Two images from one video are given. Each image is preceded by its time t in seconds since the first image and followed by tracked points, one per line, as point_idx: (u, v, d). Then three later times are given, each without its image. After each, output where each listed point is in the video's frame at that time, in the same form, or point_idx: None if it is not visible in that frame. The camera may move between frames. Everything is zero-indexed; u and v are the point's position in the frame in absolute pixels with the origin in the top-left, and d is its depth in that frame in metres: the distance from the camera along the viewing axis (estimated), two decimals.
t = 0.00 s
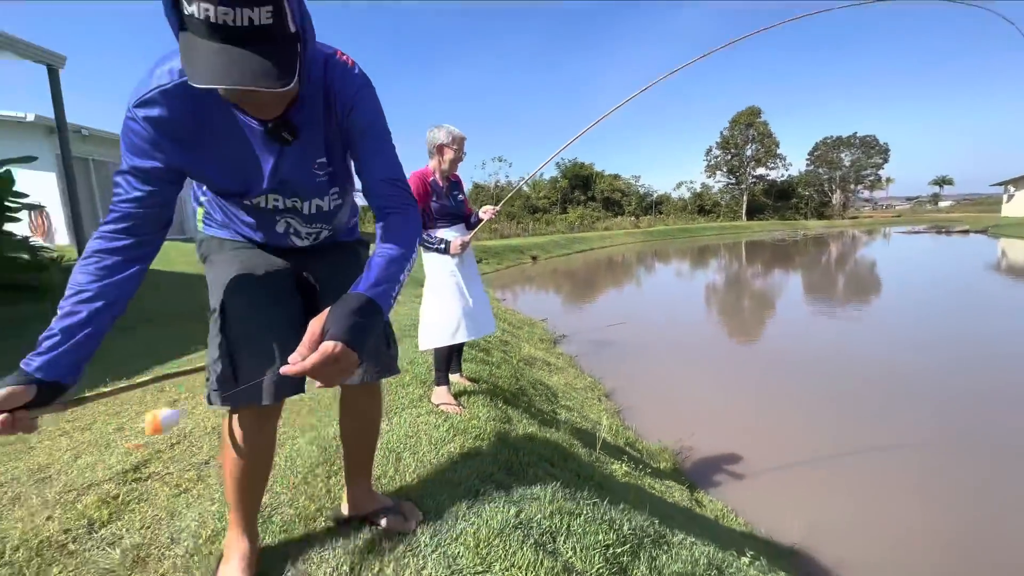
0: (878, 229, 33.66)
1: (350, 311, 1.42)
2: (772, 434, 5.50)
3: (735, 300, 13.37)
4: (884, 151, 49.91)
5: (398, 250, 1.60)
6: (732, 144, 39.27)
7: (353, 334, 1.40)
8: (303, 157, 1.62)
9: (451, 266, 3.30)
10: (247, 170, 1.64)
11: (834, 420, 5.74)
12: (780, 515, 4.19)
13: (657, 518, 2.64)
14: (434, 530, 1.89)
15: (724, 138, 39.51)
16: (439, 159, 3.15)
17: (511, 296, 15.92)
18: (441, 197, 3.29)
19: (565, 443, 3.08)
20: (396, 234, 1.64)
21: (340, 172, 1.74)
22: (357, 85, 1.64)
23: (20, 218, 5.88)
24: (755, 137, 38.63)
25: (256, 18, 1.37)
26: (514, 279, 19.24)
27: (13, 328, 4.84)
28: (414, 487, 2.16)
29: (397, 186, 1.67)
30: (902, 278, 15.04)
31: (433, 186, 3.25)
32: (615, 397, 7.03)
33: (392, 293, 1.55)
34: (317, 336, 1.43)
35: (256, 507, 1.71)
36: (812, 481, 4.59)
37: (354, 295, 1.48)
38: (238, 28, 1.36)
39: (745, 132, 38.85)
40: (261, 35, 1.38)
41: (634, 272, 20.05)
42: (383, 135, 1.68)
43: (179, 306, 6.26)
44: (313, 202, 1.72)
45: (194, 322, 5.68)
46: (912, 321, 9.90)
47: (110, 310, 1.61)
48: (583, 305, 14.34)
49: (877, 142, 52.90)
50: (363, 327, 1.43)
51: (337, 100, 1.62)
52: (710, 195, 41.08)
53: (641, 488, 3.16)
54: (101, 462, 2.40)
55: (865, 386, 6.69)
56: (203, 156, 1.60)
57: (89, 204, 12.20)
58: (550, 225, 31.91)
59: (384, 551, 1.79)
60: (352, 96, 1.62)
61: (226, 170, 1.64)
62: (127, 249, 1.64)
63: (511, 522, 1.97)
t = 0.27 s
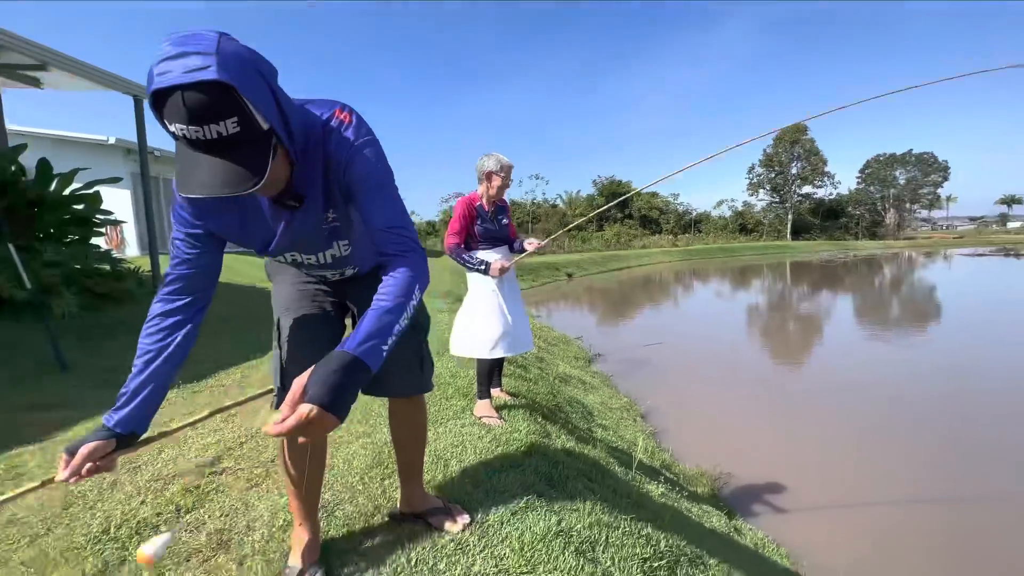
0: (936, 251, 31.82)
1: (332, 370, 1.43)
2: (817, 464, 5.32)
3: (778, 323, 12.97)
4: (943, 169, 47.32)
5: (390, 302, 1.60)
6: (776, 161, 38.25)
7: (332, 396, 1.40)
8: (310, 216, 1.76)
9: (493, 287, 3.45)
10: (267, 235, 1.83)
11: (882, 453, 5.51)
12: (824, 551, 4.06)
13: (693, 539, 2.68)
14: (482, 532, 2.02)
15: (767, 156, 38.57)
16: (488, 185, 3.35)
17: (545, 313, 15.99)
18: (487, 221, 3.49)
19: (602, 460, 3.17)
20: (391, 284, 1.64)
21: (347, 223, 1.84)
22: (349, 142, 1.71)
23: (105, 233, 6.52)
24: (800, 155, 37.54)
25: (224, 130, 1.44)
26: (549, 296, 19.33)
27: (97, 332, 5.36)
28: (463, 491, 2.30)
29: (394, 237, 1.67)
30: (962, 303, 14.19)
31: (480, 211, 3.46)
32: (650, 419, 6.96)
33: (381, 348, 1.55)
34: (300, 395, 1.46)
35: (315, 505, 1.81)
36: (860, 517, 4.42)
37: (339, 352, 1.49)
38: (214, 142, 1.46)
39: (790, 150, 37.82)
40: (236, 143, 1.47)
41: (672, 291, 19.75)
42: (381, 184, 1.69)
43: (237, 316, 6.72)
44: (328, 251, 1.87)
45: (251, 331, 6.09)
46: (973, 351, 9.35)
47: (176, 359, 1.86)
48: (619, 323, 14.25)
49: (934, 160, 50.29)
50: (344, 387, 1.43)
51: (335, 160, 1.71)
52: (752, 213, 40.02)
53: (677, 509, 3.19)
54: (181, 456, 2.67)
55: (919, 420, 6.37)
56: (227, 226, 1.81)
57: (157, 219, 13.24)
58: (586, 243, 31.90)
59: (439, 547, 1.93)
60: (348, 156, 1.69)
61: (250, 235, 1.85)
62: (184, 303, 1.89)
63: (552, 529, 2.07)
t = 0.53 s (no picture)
0: (974, 266, 30.62)
1: (283, 424, 1.42)
2: (845, 487, 5.19)
3: (805, 338, 12.67)
4: (982, 181, 45.75)
5: (360, 346, 1.53)
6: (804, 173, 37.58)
7: (282, 451, 1.40)
8: (312, 256, 1.74)
9: (517, 299, 3.55)
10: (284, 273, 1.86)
11: (915, 478, 5.34)
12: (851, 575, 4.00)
13: (716, 555, 2.70)
14: (509, 534, 2.10)
15: (794, 167, 37.95)
16: (516, 202, 3.46)
17: (566, 324, 16.00)
18: (513, 235, 3.59)
19: (624, 472, 3.22)
20: (366, 327, 1.55)
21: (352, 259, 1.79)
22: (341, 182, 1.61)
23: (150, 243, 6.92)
24: (829, 167, 36.81)
25: (206, 195, 1.42)
26: (570, 308, 19.33)
27: (143, 336, 5.68)
28: (490, 495, 2.38)
29: (380, 280, 1.57)
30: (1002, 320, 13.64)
31: (507, 225, 3.57)
32: (672, 433, 6.90)
33: (343, 397, 1.49)
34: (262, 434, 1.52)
35: (351, 504, 1.91)
36: (888, 544, 4.31)
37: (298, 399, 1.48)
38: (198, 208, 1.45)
39: (818, 162, 37.14)
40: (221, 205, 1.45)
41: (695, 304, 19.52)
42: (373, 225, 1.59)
43: (270, 322, 7.00)
44: (339, 282, 1.86)
45: (282, 338, 6.32)
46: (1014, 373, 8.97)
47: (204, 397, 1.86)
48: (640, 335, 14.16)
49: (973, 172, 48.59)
50: (297, 440, 1.42)
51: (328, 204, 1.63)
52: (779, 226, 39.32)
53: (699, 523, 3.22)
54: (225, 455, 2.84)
55: (955, 444, 6.15)
56: (248, 269, 1.84)
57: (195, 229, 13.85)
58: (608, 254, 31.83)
59: (469, 546, 2.01)
60: (336, 199, 1.60)
61: (271, 273, 1.88)
62: (215, 341, 1.88)
63: (576, 535, 2.14)
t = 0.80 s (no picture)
0: (991, 273, 30.07)
1: (242, 461, 1.44)
2: (857, 497, 5.13)
3: (817, 346, 12.53)
4: (998, 187, 45.04)
5: (329, 381, 1.52)
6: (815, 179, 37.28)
7: (241, 487, 1.43)
8: (311, 279, 1.76)
9: (527, 305, 3.57)
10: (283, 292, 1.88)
11: (929, 489, 5.26)
12: None
13: (726, 563, 2.70)
14: (519, 536, 2.12)
15: (806, 173, 37.66)
16: (528, 208, 3.50)
17: (574, 329, 15.98)
18: (523, 241, 3.63)
19: (634, 478, 3.23)
20: (334, 362, 1.54)
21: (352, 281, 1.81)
22: (332, 210, 1.62)
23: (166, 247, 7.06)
24: (841, 172, 36.48)
25: (196, 232, 1.46)
26: (578, 313, 19.31)
27: (159, 338, 5.80)
28: (500, 498, 2.40)
29: (360, 313, 1.56)
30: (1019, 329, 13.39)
31: (518, 231, 3.61)
32: (681, 440, 6.86)
33: (307, 433, 1.49)
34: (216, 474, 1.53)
35: (363, 505, 1.94)
36: (901, 556, 4.25)
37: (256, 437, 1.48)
38: (192, 242, 1.49)
39: (830, 167, 36.84)
40: (212, 241, 1.49)
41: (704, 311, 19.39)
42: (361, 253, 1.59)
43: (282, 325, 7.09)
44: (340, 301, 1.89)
45: (294, 341, 6.40)
46: None
47: (186, 413, 1.86)
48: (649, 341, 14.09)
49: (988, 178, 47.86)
50: (256, 477, 1.44)
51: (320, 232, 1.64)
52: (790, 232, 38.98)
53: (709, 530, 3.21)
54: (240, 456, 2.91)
55: (970, 455, 6.05)
56: (252, 288, 1.87)
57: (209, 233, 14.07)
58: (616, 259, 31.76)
59: (479, 548, 2.04)
60: (327, 228, 1.61)
61: (275, 292, 1.92)
62: (207, 357, 1.90)
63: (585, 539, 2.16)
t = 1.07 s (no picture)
0: (991, 274, 30.06)
1: (192, 468, 1.43)
2: (855, 498, 5.14)
3: (817, 346, 12.53)
4: (999, 188, 45.08)
5: (280, 393, 1.51)
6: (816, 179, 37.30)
7: (186, 492, 1.42)
8: (301, 273, 1.76)
9: (527, 302, 3.57)
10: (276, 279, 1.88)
11: (927, 491, 5.27)
12: None
13: (723, 560, 2.71)
14: (516, 533, 2.13)
15: (806, 173, 37.68)
16: (529, 206, 3.51)
17: (574, 329, 15.97)
18: (524, 239, 3.63)
19: (632, 476, 3.24)
20: (287, 372, 1.53)
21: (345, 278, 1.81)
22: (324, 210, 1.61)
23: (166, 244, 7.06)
24: (842, 173, 36.50)
25: (187, 216, 1.45)
26: (578, 312, 19.30)
27: (159, 335, 5.80)
28: (497, 495, 2.40)
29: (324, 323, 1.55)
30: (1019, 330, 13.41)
31: (519, 228, 3.61)
32: (680, 440, 6.86)
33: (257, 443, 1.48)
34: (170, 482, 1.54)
35: (358, 502, 1.94)
36: (897, 556, 4.26)
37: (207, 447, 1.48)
38: (183, 225, 1.49)
39: (831, 168, 36.87)
40: (202, 226, 1.49)
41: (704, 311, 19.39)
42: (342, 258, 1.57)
43: (281, 323, 7.10)
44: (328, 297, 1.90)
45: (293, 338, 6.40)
46: None
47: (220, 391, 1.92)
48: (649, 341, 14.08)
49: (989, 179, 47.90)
50: (201, 482, 1.43)
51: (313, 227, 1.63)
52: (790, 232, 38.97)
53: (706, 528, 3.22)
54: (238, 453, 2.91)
55: (968, 456, 6.06)
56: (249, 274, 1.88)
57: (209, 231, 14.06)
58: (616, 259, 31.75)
59: (476, 544, 2.05)
60: (319, 224, 1.60)
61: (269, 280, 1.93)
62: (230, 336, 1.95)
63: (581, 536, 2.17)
